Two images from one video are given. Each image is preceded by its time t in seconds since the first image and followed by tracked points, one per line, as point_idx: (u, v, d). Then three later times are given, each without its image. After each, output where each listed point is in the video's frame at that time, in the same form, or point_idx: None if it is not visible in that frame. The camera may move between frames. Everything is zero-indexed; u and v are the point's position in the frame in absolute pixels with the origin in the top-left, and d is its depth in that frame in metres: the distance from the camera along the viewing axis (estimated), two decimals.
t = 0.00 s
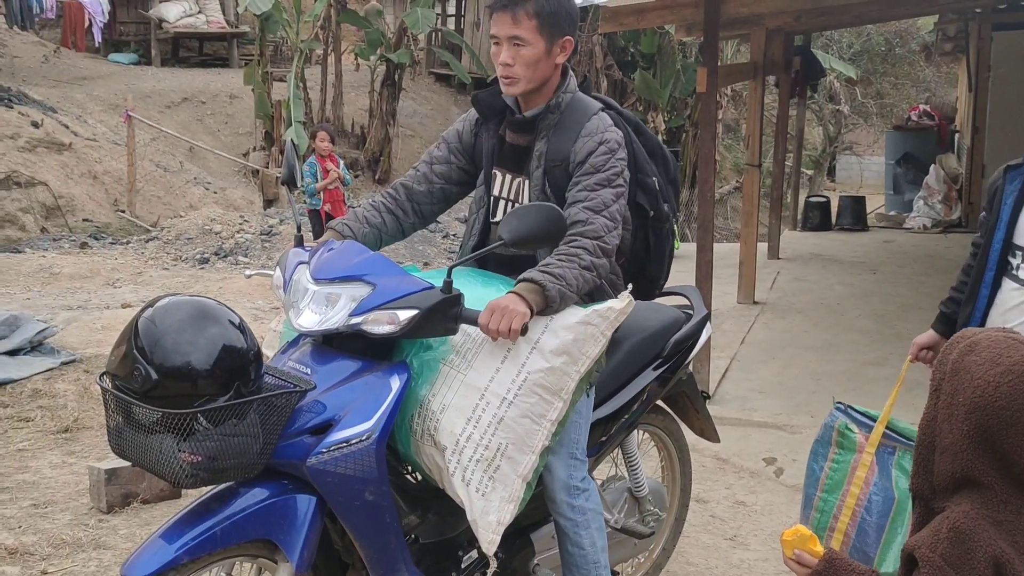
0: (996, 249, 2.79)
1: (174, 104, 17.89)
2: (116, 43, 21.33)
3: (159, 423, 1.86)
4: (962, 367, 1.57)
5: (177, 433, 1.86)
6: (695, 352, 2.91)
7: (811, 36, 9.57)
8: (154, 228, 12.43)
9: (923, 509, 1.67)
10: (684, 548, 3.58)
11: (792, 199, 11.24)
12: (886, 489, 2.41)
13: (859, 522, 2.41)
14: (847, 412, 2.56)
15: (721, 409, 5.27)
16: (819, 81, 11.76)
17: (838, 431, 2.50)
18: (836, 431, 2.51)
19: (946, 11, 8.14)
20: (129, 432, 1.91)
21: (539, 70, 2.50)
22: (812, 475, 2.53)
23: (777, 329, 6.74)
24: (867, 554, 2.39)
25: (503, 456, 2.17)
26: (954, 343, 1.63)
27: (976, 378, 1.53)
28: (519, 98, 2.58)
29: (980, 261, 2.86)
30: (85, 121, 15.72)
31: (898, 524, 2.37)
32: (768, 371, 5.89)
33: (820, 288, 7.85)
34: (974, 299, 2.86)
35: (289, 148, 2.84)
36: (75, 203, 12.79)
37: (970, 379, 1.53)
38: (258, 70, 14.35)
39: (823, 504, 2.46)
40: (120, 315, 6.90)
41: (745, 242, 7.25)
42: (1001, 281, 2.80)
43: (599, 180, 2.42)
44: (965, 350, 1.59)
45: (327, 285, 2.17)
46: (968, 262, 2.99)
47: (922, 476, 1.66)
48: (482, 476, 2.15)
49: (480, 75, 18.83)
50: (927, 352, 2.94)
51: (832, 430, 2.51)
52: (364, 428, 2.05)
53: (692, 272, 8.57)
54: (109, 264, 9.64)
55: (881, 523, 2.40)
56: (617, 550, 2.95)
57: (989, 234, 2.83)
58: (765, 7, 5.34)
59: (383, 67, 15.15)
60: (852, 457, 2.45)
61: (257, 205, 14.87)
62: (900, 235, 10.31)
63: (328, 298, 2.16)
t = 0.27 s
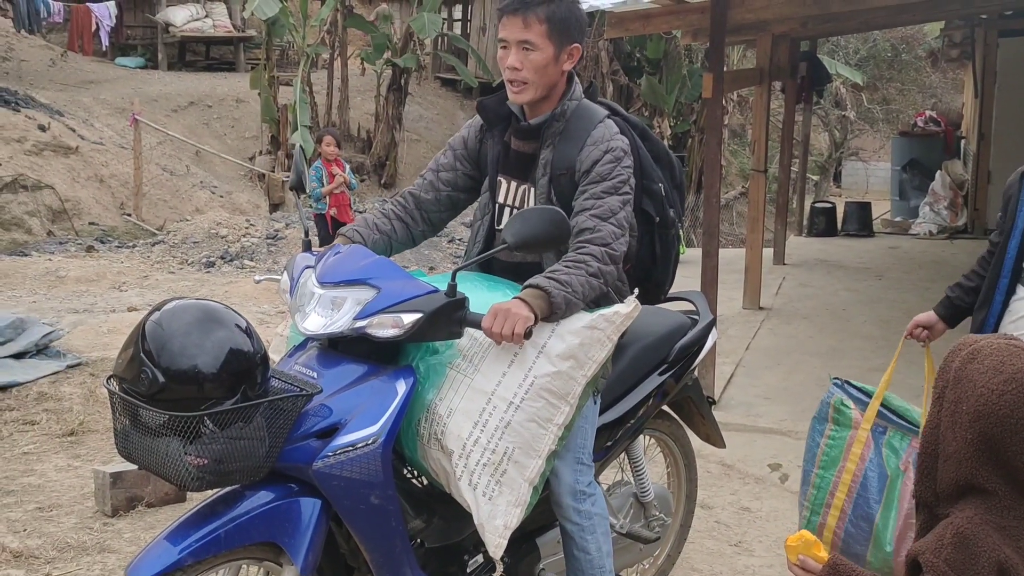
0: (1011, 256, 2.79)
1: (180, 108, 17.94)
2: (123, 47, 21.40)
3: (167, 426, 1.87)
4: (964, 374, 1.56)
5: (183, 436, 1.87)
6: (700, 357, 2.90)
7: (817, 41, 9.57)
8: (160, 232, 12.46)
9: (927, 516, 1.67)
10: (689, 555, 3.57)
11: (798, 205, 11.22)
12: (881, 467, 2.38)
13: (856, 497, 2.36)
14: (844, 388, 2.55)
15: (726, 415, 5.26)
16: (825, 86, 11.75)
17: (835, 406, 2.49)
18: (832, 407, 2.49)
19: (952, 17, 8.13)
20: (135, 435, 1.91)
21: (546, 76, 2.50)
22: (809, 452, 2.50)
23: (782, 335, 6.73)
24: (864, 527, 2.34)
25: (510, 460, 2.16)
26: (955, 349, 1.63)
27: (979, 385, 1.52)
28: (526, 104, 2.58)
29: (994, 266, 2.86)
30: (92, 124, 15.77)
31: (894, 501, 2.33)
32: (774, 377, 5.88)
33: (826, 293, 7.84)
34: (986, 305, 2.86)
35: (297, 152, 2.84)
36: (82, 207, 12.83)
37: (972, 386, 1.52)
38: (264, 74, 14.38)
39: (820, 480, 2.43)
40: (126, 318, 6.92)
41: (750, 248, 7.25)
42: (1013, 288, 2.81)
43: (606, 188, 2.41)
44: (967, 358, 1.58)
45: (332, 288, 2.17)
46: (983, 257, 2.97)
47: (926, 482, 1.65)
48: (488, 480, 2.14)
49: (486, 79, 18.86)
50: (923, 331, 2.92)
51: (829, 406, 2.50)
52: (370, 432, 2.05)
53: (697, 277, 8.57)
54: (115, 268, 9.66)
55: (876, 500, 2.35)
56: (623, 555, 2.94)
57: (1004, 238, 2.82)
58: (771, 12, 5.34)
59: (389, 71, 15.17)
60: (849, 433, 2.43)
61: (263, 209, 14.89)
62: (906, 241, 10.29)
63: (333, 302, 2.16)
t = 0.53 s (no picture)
0: (1007, 266, 2.79)
1: (182, 114, 17.97)
2: (125, 53, 21.45)
3: (166, 432, 1.87)
4: (967, 386, 1.55)
5: (182, 443, 1.87)
6: (700, 366, 2.90)
7: (818, 50, 9.57)
8: (161, 237, 12.46)
9: (929, 526, 1.66)
10: (689, 563, 3.56)
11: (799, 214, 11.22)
12: (866, 460, 2.50)
13: (837, 485, 2.51)
14: (843, 379, 2.66)
15: (727, 424, 5.26)
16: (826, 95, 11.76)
17: (830, 396, 2.60)
18: (827, 396, 2.61)
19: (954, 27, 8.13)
20: (135, 441, 1.91)
21: (548, 85, 2.51)
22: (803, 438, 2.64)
23: (783, 343, 6.73)
24: (841, 515, 2.49)
25: (509, 468, 2.16)
26: (958, 360, 1.62)
27: (983, 397, 1.51)
28: (530, 113, 2.59)
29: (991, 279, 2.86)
30: (94, 130, 15.79)
31: (870, 492, 2.46)
32: (775, 385, 5.88)
33: (826, 302, 7.84)
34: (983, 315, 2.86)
35: (301, 160, 2.85)
36: (83, 212, 12.83)
37: (975, 397, 1.53)
38: (266, 81, 14.40)
39: (806, 465, 2.57)
40: (127, 324, 6.92)
41: (751, 256, 7.24)
42: (1011, 297, 2.81)
43: (608, 201, 2.41)
44: (970, 369, 1.58)
45: (330, 295, 2.17)
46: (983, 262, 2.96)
47: (927, 494, 1.65)
48: (487, 488, 2.14)
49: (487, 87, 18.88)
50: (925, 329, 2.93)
51: (824, 394, 2.62)
52: (369, 439, 2.05)
53: (698, 285, 8.57)
54: (116, 273, 9.67)
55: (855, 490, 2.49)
56: (622, 564, 2.93)
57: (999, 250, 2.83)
58: (772, 21, 5.35)
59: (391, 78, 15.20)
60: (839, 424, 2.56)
61: (264, 216, 14.89)
62: (907, 250, 10.29)
63: (332, 308, 2.16)
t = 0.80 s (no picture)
0: (982, 276, 2.78)
1: (182, 122, 17.99)
2: (125, 61, 21.49)
3: (164, 443, 1.86)
4: (967, 399, 1.54)
5: (181, 454, 1.86)
6: (701, 376, 2.90)
7: (818, 59, 9.59)
8: (160, 245, 12.46)
9: (929, 538, 1.65)
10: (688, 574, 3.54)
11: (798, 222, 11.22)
12: (868, 481, 2.49)
13: (840, 508, 2.51)
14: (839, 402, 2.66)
15: (727, 433, 5.25)
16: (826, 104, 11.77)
17: (826, 419, 2.61)
18: (824, 419, 2.62)
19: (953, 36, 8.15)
20: (133, 451, 1.91)
21: (546, 99, 2.50)
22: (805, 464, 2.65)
23: (783, 352, 6.72)
24: (846, 539, 2.48)
25: (509, 479, 2.15)
26: (959, 372, 1.61)
27: (984, 410, 1.50)
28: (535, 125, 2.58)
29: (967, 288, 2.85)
30: (94, 138, 15.80)
31: (874, 514, 2.45)
32: (774, 395, 5.87)
33: (826, 311, 7.83)
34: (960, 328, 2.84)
35: (298, 169, 2.84)
36: (83, 220, 12.84)
37: (975, 411, 1.51)
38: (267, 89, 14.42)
39: (809, 491, 2.58)
40: (126, 332, 6.91)
41: (751, 265, 7.24)
42: (987, 308, 2.79)
43: (615, 212, 2.38)
44: (971, 382, 1.56)
45: (331, 305, 2.16)
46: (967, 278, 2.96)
47: (926, 505, 1.64)
48: (487, 499, 2.14)
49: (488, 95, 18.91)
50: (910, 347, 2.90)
51: (821, 419, 2.63)
52: (369, 450, 2.04)
53: (698, 294, 8.57)
54: (115, 281, 9.67)
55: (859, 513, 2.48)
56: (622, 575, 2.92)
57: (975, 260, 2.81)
58: (771, 30, 5.36)
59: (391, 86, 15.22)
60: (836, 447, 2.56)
61: (264, 224, 14.90)
62: (906, 259, 10.29)
63: (333, 318, 2.16)
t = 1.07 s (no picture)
0: (950, 284, 2.77)
1: (182, 128, 18.01)
2: (126, 67, 21.54)
3: (164, 452, 1.86)
4: (967, 407, 1.53)
5: (182, 463, 1.86)
6: (703, 383, 2.88)
7: (818, 66, 9.60)
8: (161, 252, 12.46)
9: (933, 546, 1.65)
10: None
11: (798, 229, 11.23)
12: (882, 521, 2.44)
13: (858, 551, 2.47)
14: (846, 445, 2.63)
15: (727, 440, 5.24)
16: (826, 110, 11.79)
17: (833, 464, 2.58)
18: (831, 465, 2.59)
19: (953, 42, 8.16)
20: (134, 460, 1.90)
21: (540, 106, 2.49)
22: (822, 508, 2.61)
23: (783, 359, 6.72)
24: None
25: (509, 487, 2.14)
26: (959, 381, 1.60)
27: (983, 418, 1.49)
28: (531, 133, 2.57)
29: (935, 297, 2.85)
30: (94, 144, 15.81)
31: (890, 554, 2.40)
32: (775, 401, 5.86)
33: (826, 318, 7.83)
34: (932, 339, 2.82)
35: (300, 175, 2.84)
36: (83, 227, 12.84)
37: (975, 419, 1.50)
38: (267, 96, 14.44)
39: (829, 538, 2.55)
40: (125, 339, 6.90)
41: (751, 271, 7.24)
42: (957, 317, 2.78)
43: (650, 222, 2.42)
44: (970, 390, 1.55)
45: (333, 313, 2.16)
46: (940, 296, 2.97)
47: (930, 512, 1.64)
48: (488, 508, 2.12)
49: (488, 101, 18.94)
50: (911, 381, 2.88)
51: (828, 463, 2.60)
52: (370, 458, 2.03)
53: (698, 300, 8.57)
54: (115, 288, 9.66)
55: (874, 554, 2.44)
56: None
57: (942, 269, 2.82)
58: (771, 37, 5.36)
59: (392, 93, 15.24)
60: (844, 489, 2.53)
61: (264, 230, 14.91)
62: (906, 265, 10.30)
63: (334, 326, 2.15)
